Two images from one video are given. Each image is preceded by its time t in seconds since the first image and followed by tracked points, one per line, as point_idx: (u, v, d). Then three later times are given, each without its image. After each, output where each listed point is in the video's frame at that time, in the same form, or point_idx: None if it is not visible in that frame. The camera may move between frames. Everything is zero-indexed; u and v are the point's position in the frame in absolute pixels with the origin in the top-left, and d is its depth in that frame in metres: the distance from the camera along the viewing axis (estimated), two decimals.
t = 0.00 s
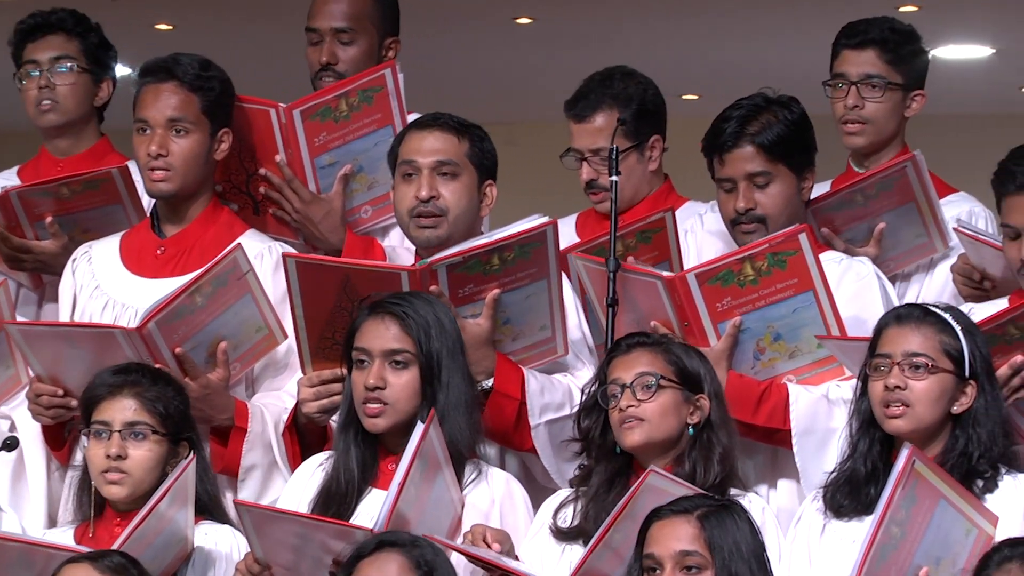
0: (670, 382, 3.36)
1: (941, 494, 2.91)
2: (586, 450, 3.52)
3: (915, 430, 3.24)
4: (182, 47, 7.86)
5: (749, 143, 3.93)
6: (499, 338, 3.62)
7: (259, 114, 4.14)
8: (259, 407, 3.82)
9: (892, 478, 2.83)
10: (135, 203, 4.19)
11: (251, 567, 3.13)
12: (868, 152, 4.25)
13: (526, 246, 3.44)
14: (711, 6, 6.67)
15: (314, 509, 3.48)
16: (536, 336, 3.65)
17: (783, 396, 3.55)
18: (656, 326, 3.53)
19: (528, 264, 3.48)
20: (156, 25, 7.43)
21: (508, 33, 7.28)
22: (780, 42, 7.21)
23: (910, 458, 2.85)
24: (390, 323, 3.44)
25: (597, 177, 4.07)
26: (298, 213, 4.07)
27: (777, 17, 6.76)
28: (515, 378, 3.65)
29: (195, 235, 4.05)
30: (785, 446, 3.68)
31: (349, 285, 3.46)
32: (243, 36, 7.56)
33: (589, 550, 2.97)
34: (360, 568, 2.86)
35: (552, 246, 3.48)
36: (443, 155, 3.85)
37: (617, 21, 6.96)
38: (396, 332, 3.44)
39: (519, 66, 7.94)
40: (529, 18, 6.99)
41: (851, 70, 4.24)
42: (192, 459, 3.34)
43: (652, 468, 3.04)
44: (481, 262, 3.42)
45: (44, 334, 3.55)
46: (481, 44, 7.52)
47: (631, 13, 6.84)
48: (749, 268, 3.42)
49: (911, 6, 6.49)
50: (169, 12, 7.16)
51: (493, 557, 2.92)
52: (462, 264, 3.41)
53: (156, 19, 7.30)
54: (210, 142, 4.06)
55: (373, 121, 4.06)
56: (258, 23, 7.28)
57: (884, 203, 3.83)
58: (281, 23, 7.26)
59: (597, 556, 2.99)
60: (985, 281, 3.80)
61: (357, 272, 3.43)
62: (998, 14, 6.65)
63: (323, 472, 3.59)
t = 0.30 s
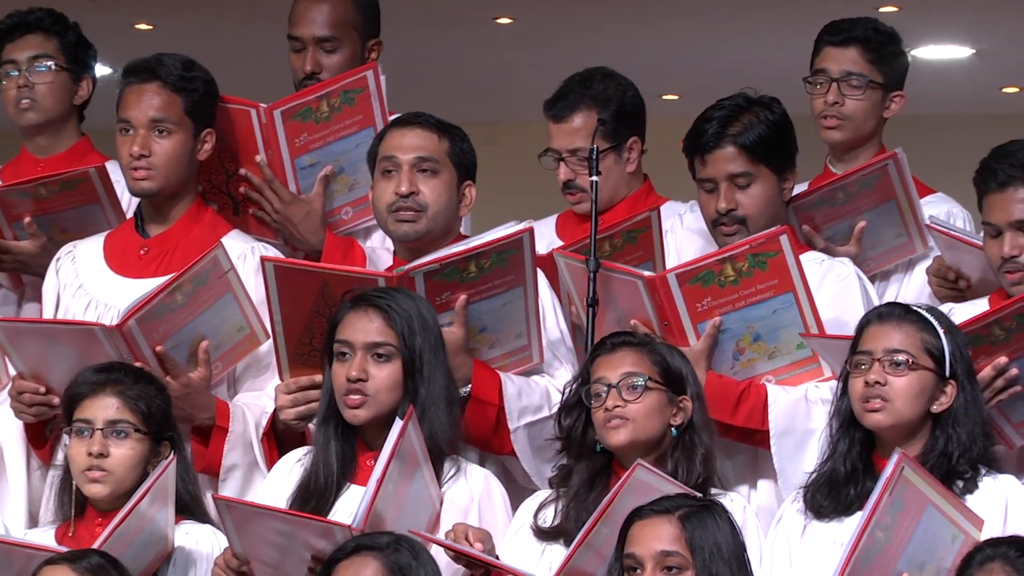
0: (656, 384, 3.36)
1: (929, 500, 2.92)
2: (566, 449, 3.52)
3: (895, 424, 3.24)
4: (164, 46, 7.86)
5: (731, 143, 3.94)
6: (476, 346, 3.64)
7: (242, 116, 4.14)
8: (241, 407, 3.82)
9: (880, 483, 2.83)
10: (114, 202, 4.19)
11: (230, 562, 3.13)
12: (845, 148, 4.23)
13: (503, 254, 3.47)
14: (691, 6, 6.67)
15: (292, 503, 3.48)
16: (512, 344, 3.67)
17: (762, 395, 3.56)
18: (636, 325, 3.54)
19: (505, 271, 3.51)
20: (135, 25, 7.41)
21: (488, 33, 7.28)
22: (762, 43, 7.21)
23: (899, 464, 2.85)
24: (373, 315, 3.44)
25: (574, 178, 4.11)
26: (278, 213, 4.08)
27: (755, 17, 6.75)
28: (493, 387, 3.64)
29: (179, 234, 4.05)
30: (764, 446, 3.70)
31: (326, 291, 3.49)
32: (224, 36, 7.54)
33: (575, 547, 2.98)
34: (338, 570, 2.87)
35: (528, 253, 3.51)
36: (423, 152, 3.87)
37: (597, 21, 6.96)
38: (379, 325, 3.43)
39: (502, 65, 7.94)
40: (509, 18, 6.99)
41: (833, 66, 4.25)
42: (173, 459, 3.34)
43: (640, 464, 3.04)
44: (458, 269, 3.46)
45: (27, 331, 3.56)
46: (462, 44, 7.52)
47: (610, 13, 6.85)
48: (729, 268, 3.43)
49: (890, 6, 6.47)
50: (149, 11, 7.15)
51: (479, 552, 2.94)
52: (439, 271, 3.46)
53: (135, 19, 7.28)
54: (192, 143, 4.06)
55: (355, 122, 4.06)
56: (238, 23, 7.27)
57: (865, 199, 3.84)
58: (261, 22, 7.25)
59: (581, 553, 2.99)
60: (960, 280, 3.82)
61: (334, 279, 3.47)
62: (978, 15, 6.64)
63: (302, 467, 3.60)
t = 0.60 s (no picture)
0: (637, 383, 3.37)
1: (900, 498, 2.92)
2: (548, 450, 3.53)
3: (877, 431, 3.25)
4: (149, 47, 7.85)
5: (710, 141, 3.94)
6: (455, 347, 3.64)
7: (227, 117, 4.14)
8: (226, 405, 3.82)
9: (851, 481, 2.83)
10: (93, 199, 4.15)
11: (210, 566, 3.17)
12: (827, 155, 4.25)
13: (481, 258, 3.47)
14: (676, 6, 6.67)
15: (270, 509, 3.48)
16: (492, 345, 3.68)
17: (745, 396, 3.56)
18: (618, 325, 3.55)
19: (484, 275, 3.50)
20: (119, 25, 7.40)
21: (473, 33, 7.28)
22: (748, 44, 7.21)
23: (869, 461, 2.85)
24: (356, 314, 3.44)
25: (554, 177, 4.13)
26: (260, 214, 4.08)
27: (739, 18, 6.75)
28: (469, 385, 3.64)
29: (164, 235, 4.05)
30: (748, 445, 3.70)
31: (303, 292, 3.50)
32: (209, 36, 7.54)
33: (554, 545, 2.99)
34: (324, 569, 2.87)
35: (508, 258, 3.50)
36: (411, 148, 3.88)
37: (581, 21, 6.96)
38: (362, 323, 3.43)
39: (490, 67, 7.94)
40: (493, 18, 7.00)
41: (815, 63, 4.25)
42: (157, 458, 3.34)
43: (620, 460, 3.05)
44: (435, 272, 3.46)
45: (12, 330, 3.56)
46: (448, 45, 7.52)
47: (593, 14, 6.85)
48: (712, 267, 3.44)
49: (873, 7, 6.48)
50: (133, 12, 7.15)
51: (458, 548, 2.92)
52: (416, 274, 3.46)
53: (119, 19, 7.27)
54: (178, 143, 4.06)
55: (339, 123, 4.08)
56: (221, 23, 7.27)
57: (847, 202, 3.84)
58: (245, 23, 7.25)
59: (560, 551, 3.00)
60: (938, 281, 3.83)
61: (311, 280, 3.48)
62: (960, 16, 6.64)
63: (281, 468, 3.60)
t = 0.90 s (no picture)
0: (619, 384, 3.38)
1: (872, 503, 2.92)
2: (531, 450, 3.54)
3: (858, 428, 3.26)
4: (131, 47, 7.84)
5: (695, 132, 3.96)
6: (430, 347, 3.65)
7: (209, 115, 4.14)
8: (208, 404, 3.83)
9: (824, 491, 2.84)
10: (74, 201, 4.14)
11: (186, 566, 3.15)
12: (803, 150, 4.26)
13: (456, 255, 3.48)
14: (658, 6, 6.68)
15: (247, 508, 3.48)
16: (468, 346, 3.68)
17: (726, 395, 3.57)
18: (600, 322, 3.57)
19: (457, 274, 3.51)
20: (101, 25, 7.39)
21: (456, 34, 7.28)
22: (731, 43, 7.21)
23: (841, 469, 2.86)
24: (332, 314, 3.46)
25: (535, 179, 4.15)
26: (241, 212, 4.07)
27: (723, 17, 6.76)
28: (444, 384, 3.64)
29: (147, 235, 4.05)
30: (728, 444, 3.70)
31: (278, 289, 3.52)
32: (192, 37, 7.53)
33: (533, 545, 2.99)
34: (307, 566, 2.90)
35: (482, 256, 3.51)
36: (391, 146, 3.88)
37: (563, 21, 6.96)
38: (339, 322, 3.45)
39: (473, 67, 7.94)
40: (475, 18, 6.99)
41: (791, 63, 4.27)
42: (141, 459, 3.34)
43: (597, 460, 3.05)
44: (409, 269, 3.47)
45: None
46: (430, 45, 7.51)
47: (574, 14, 6.85)
48: (693, 266, 3.44)
49: (855, 7, 6.48)
50: (114, 12, 7.14)
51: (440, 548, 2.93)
52: (390, 271, 3.48)
53: (101, 19, 7.27)
54: (161, 142, 4.06)
55: (320, 121, 4.09)
56: (204, 24, 7.27)
57: (825, 201, 3.86)
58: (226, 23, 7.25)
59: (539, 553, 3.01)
60: (919, 281, 3.84)
61: (285, 275, 3.50)
62: (942, 16, 6.65)
63: (256, 471, 3.60)
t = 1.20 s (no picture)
0: (601, 385, 3.38)
1: (863, 505, 2.94)
2: (514, 451, 3.53)
3: (838, 428, 3.27)
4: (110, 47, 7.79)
5: (682, 129, 3.95)
6: (410, 356, 3.63)
7: (189, 117, 4.13)
8: (186, 404, 3.81)
9: (818, 489, 2.85)
10: (56, 203, 4.13)
11: (163, 566, 3.15)
12: (780, 148, 4.25)
13: (440, 265, 3.48)
14: (640, 6, 6.66)
15: (224, 510, 3.47)
16: (450, 353, 3.65)
17: (710, 397, 3.56)
18: (584, 325, 3.56)
19: (442, 282, 3.51)
20: (81, 25, 7.35)
21: (436, 33, 7.25)
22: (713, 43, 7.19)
23: (835, 469, 2.88)
24: (308, 314, 3.45)
25: (517, 182, 4.16)
26: (224, 215, 4.07)
27: (705, 16, 6.75)
28: (412, 398, 3.61)
29: (127, 234, 4.02)
30: (710, 446, 3.70)
31: (263, 297, 3.51)
32: (172, 37, 7.49)
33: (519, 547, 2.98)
34: (286, 565, 2.90)
35: (466, 269, 3.52)
36: (371, 145, 3.87)
37: (544, 20, 6.95)
38: (315, 322, 3.44)
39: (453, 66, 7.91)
40: (456, 18, 6.97)
41: (764, 65, 4.29)
42: (122, 460, 3.34)
43: (593, 466, 3.04)
44: (394, 280, 3.46)
45: None
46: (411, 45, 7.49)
47: (556, 14, 6.84)
48: (677, 268, 3.45)
49: (837, 7, 6.48)
50: (93, 12, 7.09)
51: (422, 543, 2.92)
52: (376, 280, 3.46)
53: (80, 19, 7.23)
54: (138, 142, 4.04)
55: (302, 124, 4.06)
56: (184, 23, 7.23)
57: (802, 201, 3.86)
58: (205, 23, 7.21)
59: (534, 544, 3.00)
60: (903, 279, 3.84)
61: (269, 284, 3.49)
62: (924, 16, 6.65)
63: (234, 471, 3.59)
